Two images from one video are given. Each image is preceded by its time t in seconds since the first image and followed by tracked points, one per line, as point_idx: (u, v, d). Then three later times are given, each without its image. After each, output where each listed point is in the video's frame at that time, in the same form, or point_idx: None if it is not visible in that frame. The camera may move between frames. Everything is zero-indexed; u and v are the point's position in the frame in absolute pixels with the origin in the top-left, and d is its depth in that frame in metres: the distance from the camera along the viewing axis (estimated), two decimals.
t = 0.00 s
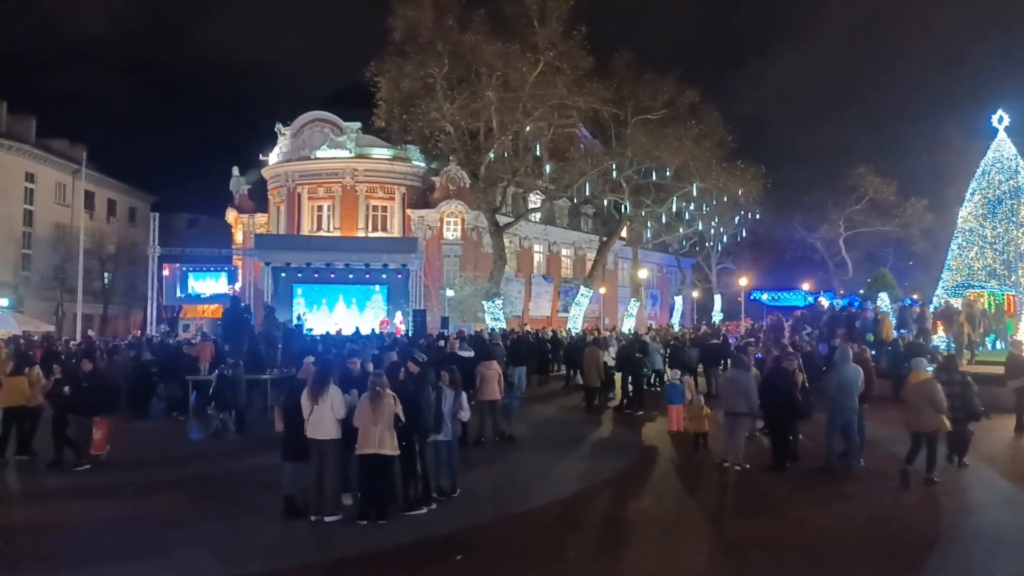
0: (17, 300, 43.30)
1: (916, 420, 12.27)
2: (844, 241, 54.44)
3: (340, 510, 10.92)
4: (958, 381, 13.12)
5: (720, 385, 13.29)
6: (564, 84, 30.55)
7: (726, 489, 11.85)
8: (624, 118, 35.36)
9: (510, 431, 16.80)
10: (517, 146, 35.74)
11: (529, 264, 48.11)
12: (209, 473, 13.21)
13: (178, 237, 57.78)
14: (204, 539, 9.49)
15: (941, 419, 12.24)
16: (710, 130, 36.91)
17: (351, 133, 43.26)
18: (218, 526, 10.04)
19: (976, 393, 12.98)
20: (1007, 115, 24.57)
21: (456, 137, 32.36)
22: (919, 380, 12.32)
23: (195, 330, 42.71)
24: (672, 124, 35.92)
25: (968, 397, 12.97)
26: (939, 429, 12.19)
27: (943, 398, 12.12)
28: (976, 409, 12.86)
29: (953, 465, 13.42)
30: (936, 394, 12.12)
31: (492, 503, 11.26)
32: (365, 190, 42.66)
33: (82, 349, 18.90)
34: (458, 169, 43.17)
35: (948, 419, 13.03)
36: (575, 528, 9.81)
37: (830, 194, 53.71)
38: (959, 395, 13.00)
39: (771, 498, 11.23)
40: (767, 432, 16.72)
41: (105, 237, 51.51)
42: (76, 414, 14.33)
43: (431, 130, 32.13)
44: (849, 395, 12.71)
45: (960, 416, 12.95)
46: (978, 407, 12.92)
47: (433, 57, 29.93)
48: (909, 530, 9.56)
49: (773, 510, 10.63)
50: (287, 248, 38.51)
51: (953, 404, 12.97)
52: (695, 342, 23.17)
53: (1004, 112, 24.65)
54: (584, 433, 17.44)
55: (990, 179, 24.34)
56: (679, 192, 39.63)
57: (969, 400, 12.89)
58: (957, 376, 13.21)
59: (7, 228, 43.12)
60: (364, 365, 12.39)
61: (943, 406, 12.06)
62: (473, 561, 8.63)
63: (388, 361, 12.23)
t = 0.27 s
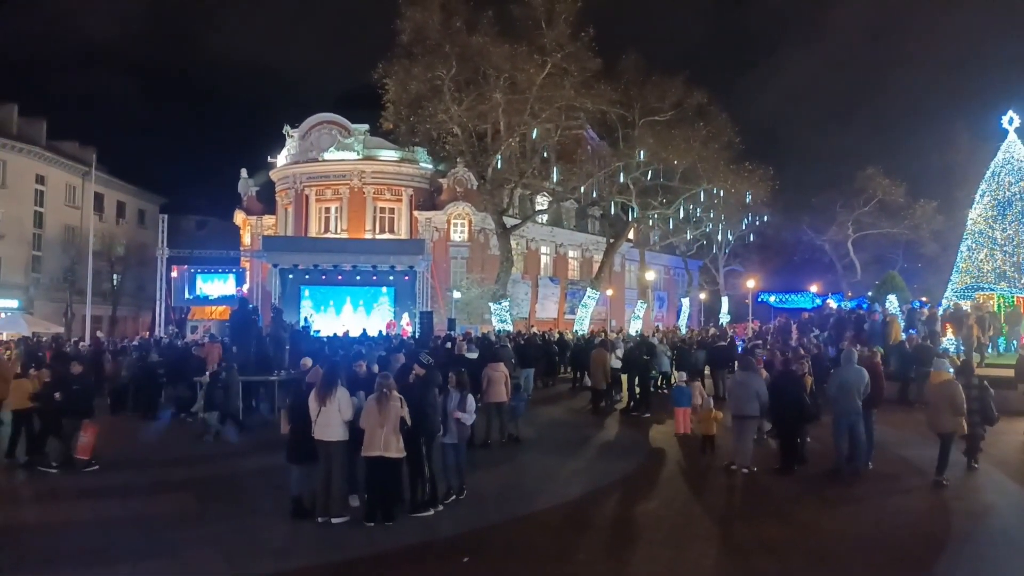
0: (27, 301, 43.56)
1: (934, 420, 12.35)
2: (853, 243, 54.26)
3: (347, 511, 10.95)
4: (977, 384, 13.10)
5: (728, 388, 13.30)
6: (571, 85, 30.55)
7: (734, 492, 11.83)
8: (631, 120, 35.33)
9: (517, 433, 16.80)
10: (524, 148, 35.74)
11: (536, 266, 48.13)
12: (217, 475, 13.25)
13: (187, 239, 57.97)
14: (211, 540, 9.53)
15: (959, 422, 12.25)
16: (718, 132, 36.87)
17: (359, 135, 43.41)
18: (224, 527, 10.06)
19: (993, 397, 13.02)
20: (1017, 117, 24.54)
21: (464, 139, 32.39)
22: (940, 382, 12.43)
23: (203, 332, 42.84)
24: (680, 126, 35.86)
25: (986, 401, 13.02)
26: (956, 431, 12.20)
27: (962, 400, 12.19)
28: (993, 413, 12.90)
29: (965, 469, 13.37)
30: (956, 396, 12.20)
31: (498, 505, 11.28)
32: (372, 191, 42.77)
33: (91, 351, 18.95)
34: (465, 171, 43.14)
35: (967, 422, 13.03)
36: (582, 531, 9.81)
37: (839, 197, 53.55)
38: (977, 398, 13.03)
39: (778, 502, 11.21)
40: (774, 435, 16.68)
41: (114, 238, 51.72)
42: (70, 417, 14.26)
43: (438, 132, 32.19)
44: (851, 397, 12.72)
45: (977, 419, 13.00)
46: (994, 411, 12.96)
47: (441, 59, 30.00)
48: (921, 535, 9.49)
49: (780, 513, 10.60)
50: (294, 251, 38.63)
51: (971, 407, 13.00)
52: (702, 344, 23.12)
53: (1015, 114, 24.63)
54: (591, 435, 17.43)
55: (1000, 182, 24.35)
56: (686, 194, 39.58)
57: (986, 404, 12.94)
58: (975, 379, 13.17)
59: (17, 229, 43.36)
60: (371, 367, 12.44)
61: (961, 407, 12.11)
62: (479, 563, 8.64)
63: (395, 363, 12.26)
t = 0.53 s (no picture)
0: (40, 304, 43.86)
1: (961, 425, 12.30)
2: (865, 246, 53.99)
3: (358, 513, 10.96)
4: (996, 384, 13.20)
5: (739, 392, 13.24)
6: (581, 88, 30.55)
7: (746, 495, 11.78)
8: (641, 123, 35.27)
9: (528, 436, 16.79)
10: (534, 151, 35.75)
11: (546, 269, 48.13)
12: (228, 477, 13.29)
13: (198, 242, 58.25)
14: (223, 541, 9.55)
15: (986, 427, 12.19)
16: (728, 135, 36.78)
17: (369, 138, 43.55)
18: (235, 530, 10.07)
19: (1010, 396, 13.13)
20: None
21: (474, 142, 32.40)
22: (967, 385, 12.38)
23: (214, 334, 43.03)
24: (690, 128, 35.79)
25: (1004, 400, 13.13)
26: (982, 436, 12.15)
27: (990, 406, 12.11)
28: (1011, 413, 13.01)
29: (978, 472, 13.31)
30: (983, 402, 12.12)
31: (509, 508, 11.27)
32: (382, 195, 42.85)
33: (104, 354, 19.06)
34: (475, 174, 43.39)
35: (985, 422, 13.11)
36: (594, 534, 9.80)
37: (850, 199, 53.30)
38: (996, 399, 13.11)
39: (790, 506, 11.14)
40: (787, 439, 16.58)
41: (127, 242, 52.03)
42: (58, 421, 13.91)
43: (448, 135, 32.26)
44: (857, 399, 12.65)
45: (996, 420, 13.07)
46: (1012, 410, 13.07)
47: (451, 63, 30.06)
48: (934, 540, 9.42)
49: (792, 517, 10.53)
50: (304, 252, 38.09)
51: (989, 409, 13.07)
52: (713, 348, 23.03)
53: None
54: (601, 438, 17.42)
55: (1013, 184, 24.18)
56: (697, 197, 39.50)
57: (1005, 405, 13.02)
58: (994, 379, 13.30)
59: (30, 233, 43.65)
60: (382, 371, 12.45)
61: (990, 413, 12.04)
62: (491, 566, 8.65)
63: (405, 366, 12.27)
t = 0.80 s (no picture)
0: (54, 305, 44.18)
1: (989, 424, 12.46)
2: (877, 246, 53.72)
3: (369, 513, 10.99)
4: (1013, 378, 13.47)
5: (750, 392, 13.20)
6: (591, 88, 30.53)
7: (757, 497, 11.76)
8: (651, 123, 35.20)
9: (538, 437, 16.79)
10: (544, 152, 35.77)
11: (556, 269, 48.15)
12: (241, 476, 13.37)
13: (210, 243, 58.58)
14: (236, 541, 9.61)
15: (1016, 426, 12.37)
16: (739, 135, 36.68)
17: (379, 139, 43.66)
18: (247, 530, 10.12)
19: None
20: None
21: (484, 143, 32.41)
22: (993, 385, 12.53)
23: (226, 335, 43.24)
24: (700, 128, 35.71)
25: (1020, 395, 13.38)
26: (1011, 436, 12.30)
27: (1019, 404, 12.28)
28: None
29: (992, 474, 13.26)
30: (1012, 400, 12.30)
31: (520, 509, 11.29)
32: (393, 196, 42.94)
33: (117, 353, 19.20)
34: (486, 175, 43.75)
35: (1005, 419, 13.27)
36: (606, 535, 9.81)
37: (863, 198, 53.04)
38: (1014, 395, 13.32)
39: (802, 507, 11.12)
40: (801, 441, 16.49)
41: (140, 243, 52.36)
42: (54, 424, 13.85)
43: (458, 136, 32.32)
44: (869, 400, 12.60)
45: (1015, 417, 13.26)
46: None
47: (461, 64, 30.11)
48: (947, 542, 9.38)
49: (804, 519, 10.51)
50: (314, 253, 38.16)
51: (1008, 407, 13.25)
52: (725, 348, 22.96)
53: None
54: (612, 439, 17.42)
55: None
56: (708, 197, 39.43)
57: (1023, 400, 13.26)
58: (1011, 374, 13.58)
59: (44, 234, 43.96)
60: (393, 371, 12.48)
61: (1019, 411, 12.22)
62: (502, 566, 8.67)
63: (415, 367, 12.30)
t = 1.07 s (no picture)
0: (65, 304, 44.42)
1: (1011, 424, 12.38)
2: (887, 246, 53.44)
3: (377, 512, 11.04)
4: None
5: (759, 393, 13.19)
6: (600, 88, 30.49)
7: (765, 498, 11.75)
8: (660, 123, 35.14)
9: (546, 437, 16.80)
10: (552, 152, 35.75)
11: (565, 269, 48.15)
12: (250, 475, 13.42)
13: (220, 243, 58.80)
14: (245, 539, 9.67)
15: None
16: (749, 134, 36.56)
17: (388, 139, 43.76)
18: (255, 528, 10.17)
19: None
20: None
21: (492, 143, 32.42)
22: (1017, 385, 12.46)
23: (235, 334, 43.41)
24: (709, 128, 35.63)
25: None
26: None
27: None
28: None
29: (1003, 476, 13.20)
30: None
31: (527, 508, 11.31)
32: (401, 195, 43.03)
33: (128, 352, 19.31)
34: (494, 175, 43.67)
35: None
36: (613, 535, 9.82)
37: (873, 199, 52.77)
38: None
39: (809, 508, 11.10)
40: (809, 442, 16.45)
41: (150, 242, 52.59)
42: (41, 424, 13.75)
43: (467, 136, 32.34)
44: (878, 401, 12.56)
45: None
46: None
47: (470, 63, 30.13)
48: (955, 544, 9.35)
49: (811, 520, 10.49)
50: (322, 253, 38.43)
51: None
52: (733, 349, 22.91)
53: None
54: (620, 439, 17.41)
55: None
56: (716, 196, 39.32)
57: None
58: None
59: (55, 233, 44.18)
60: (401, 371, 12.53)
61: None
62: (509, 566, 8.69)
63: (424, 366, 12.34)
